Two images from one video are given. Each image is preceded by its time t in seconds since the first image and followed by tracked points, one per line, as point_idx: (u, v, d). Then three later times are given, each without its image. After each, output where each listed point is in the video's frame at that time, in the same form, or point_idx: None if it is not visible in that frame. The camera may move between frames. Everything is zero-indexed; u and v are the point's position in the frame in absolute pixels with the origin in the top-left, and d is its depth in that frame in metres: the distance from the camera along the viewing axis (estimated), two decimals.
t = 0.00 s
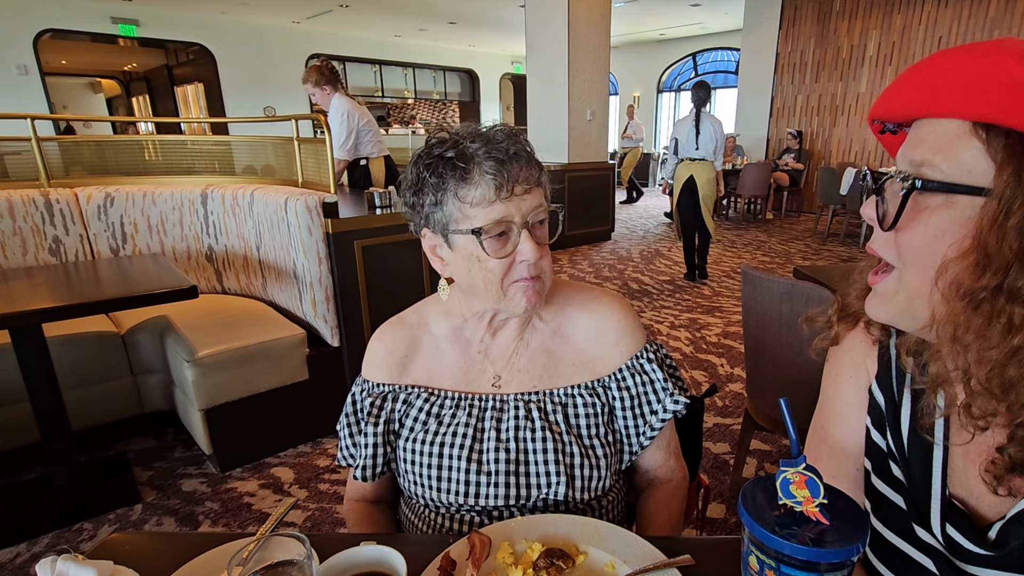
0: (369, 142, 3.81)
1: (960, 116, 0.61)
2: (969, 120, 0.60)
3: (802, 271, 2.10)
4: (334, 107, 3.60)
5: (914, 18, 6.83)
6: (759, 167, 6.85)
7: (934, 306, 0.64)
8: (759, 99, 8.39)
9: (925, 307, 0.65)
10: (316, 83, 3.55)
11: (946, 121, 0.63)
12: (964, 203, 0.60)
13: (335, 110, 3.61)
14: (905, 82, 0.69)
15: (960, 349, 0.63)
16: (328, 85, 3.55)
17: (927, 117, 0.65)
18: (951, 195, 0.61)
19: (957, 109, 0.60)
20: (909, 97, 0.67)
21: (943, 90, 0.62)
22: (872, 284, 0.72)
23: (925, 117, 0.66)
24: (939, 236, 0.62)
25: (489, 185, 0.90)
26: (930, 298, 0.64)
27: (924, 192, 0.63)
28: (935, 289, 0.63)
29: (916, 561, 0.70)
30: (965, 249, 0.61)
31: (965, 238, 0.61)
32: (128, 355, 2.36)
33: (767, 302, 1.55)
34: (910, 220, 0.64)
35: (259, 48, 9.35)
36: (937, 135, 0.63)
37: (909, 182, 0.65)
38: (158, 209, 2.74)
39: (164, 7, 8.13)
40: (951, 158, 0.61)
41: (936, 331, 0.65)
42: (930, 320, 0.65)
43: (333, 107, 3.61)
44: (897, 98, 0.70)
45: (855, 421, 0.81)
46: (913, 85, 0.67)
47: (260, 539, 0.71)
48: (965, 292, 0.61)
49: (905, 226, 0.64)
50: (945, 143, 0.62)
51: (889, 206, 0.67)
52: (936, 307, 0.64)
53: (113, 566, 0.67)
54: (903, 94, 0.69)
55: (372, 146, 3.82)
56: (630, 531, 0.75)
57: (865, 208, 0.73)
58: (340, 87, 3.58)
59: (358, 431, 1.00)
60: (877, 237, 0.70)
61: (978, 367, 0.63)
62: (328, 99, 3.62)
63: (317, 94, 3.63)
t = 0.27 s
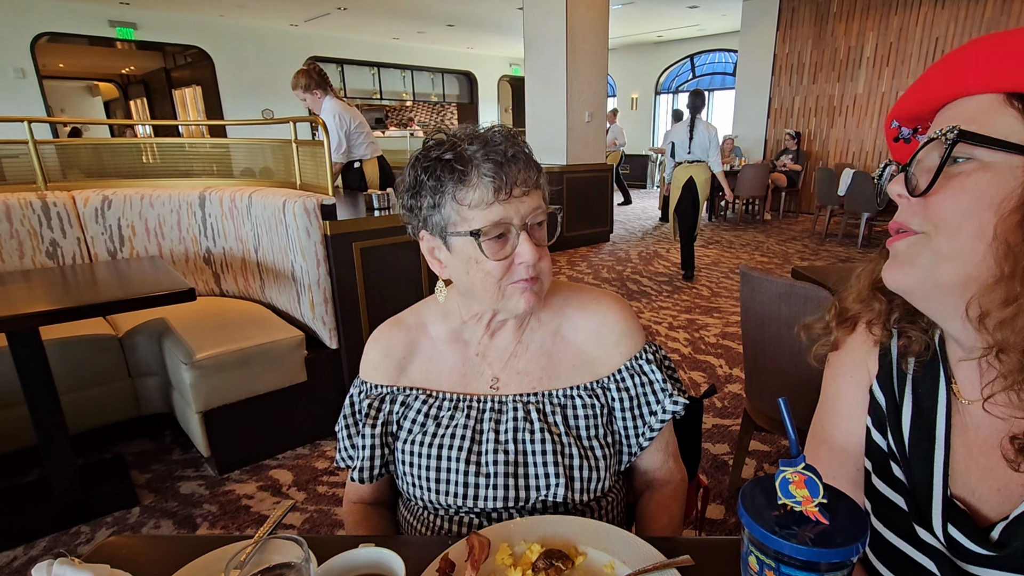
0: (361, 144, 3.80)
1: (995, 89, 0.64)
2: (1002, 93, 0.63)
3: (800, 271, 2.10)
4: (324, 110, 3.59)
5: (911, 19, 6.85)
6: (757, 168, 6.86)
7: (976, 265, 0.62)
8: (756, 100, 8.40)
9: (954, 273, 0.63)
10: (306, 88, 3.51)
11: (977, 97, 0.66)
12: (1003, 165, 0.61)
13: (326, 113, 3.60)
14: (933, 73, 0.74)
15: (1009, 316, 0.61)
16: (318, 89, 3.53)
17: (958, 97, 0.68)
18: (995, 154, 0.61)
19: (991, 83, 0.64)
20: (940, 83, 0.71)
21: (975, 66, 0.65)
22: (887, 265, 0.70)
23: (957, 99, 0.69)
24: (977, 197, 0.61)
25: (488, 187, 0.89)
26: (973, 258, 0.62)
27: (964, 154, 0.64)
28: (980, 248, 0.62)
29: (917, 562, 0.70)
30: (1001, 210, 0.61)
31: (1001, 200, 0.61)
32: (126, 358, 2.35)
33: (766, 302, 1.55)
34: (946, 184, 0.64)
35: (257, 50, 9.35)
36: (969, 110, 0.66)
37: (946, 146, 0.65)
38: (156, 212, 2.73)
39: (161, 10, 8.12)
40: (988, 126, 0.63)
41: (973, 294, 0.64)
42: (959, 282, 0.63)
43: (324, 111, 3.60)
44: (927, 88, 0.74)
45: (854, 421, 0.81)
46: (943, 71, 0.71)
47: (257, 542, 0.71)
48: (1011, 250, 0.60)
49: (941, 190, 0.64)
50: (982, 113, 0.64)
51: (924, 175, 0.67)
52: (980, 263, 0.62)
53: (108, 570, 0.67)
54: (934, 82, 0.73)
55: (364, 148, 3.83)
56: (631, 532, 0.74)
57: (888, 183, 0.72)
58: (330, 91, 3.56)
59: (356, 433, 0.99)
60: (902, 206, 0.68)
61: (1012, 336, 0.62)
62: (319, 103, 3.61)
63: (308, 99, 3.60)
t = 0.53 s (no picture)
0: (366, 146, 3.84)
1: (967, 98, 0.66)
2: (974, 101, 0.66)
3: (800, 273, 2.11)
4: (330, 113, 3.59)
5: (909, 22, 6.87)
6: (756, 171, 6.88)
7: (960, 258, 0.64)
8: (755, 103, 8.43)
9: (949, 269, 0.64)
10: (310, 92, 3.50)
11: (951, 108, 0.68)
12: (983, 163, 0.63)
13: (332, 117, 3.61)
14: (908, 94, 0.76)
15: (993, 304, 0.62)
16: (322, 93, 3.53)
17: (935, 109, 0.71)
18: (966, 155, 0.64)
19: (963, 92, 0.66)
20: (917, 100, 0.74)
21: (947, 79, 0.68)
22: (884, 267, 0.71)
23: (933, 112, 0.72)
24: (962, 193, 0.63)
25: (492, 189, 0.90)
26: (957, 252, 0.64)
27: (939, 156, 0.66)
28: (968, 245, 0.63)
29: (916, 562, 0.70)
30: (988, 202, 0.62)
31: (984, 193, 0.62)
32: (127, 362, 2.35)
33: (765, 304, 1.56)
34: (932, 184, 0.66)
35: (257, 55, 9.39)
36: (946, 120, 0.68)
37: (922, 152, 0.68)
38: (157, 216, 2.74)
39: (162, 15, 8.15)
40: (965, 130, 0.65)
41: (965, 287, 0.64)
42: (958, 277, 0.64)
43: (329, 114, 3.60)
44: (905, 108, 0.77)
45: (854, 422, 0.81)
46: (918, 89, 0.74)
47: (259, 544, 0.71)
48: (994, 242, 0.61)
49: (926, 191, 0.66)
50: (956, 121, 0.67)
51: (908, 182, 0.69)
52: (967, 257, 0.63)
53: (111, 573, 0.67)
54: (911, 100, 0.75)
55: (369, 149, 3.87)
56: (632, 533, 0.75)
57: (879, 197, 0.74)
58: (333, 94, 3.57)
59: (358, 434, 1.00)
60: (895, 213, 0.70)
61: (1005, 326, 0.63)
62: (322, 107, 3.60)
63: (310, 105, 3.57)
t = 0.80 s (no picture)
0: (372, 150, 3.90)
1: (956, 104, 0.66)
2: (964, 107, 0.66)
3: (801, 275, 2.11)
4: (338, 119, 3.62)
5: (909, 24, 6.89)
6: (757, 173, 6.88)
7: (956, 262, 0.63)
8: (756, 106, 8.44)
9: (948, 273, 0.64)
10: (317, 97, 3.52)
11: (943, 114, 0.68)
12: (976, 166, 0.63)
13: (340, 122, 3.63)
14: (898, 102, 0.77)
15: (992, 309, 0.62)
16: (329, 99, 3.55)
17: (926, 116, 0.71)
18: (959, 160, 0.64)
19: (952, 99, 0.66)
20: (908, 108, 0.74)
21: (937, 86, 0.68)
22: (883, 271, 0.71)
23: (924, 119, 0.72)
24: (958, 198, 0.63)
25: (497, 192, 0.90)
26: (953, 257, 0.63)
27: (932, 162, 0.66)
28: (963, 248, 0.63)
29: (918, 563, 0.70)
30: (984, 205, 0.62)
31: (981, 197, 0.62)
32: (129, 366, 2.36)
33: (766, 306, 1.56)
34: (927, 188, 0.66)
35: (259, 60, 9.43)
36: (938, 125, 0.68)
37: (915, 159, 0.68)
38: (159, 220, 2.74)
39: (164, 20, 8.19)
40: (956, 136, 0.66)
41: (963, 292, 0.64)
42: (955, 282, 0.64)
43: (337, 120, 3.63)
44: (896, 115, 0.77)
45: (857, 424, 0.81)
46: (908, 95, 0.74)
47: (261, 548, 0.72)
48: (988, 246, 0.61)
49: (922, 197, 0.66)
50: (947, 128, 0.67)
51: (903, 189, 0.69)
52: (963, 261, 0.63)
53: None
54: (902, 108, 0.75)
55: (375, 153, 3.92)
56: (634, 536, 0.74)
57: (875, 203, 0.74)
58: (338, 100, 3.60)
59: (360, 436, 1.00)
60: (894, 220, 0.70)
61: (1005, 329, 0.63)
62: (328, 114, 3.63)
63: (317, 111, 3.59)
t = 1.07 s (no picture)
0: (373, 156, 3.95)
1: (945, 109, 0.66)
2: (953, 112, 0.66)
3: (802, 276, 2.11)
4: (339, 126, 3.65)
5: (909, 26, 6.90)
6: (758, 175, 6.88)
7: (950, 270, 0.64)
8: (757, 108, 8.44)
9: (943, 279, 0.64)
10: (319, 104, 3.55)
11: (933, 119, 0.68)
12: (968, 172, 0.63)
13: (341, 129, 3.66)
14: (889, 106, 0.77)
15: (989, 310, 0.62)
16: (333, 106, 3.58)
17: (917, 121, 0.71)
18: (949, 167, 0.64)
19: (942, 104, 0.66)
20: (900, 113, 0.73)
21: (927, 91, 0.68)
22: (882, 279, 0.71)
23: (915, 124, 0.72)
24: (950, 205, 0.63)
25: (498, 197, 0.91)
26: (946, 264, 0.64)
27: (922, 169, 0.66)
28: (958, 255, 0.63)
29: (920, 563, 0.70)
30: (975, 210, 0.62)
31: (973, 204, 0.62)
32: (132, 369, 2.37)
33: (767, 308, 1.56)
34: (919, 197, 0.66)
35: (261, 64, 9.47)
36: (927, 131, 0.68)
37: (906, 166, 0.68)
38: (162, 224, 2.76)
39: (167, 26, 8.24)
40: (945, 142, 0.66)
41: (960, 297, 0.64)
42: (950, 288, 0.64)
43: (339, 127, 3.66)
44: (887, 120, 0.77)
45: (857, 425, 0.81)
46: (899, 100, 0.74)
47: (263, 550, 0.72)
48: (982, 252, 0.61)
49: (915, 204, 0.66)
50: (936, 133, 0.67)
51: (895, 196, 0.69)
52: (956, 268, 0.63)
53: None
54: (893, 113, 0.75)
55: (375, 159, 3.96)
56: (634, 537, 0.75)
57: (869, 210, 0.74)
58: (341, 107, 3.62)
59: (362, 438, 1.00)
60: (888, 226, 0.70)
61: (1002, 333, 0.64)
62: (331, 120, 3.66)
63: (319, 117, 3.63)
